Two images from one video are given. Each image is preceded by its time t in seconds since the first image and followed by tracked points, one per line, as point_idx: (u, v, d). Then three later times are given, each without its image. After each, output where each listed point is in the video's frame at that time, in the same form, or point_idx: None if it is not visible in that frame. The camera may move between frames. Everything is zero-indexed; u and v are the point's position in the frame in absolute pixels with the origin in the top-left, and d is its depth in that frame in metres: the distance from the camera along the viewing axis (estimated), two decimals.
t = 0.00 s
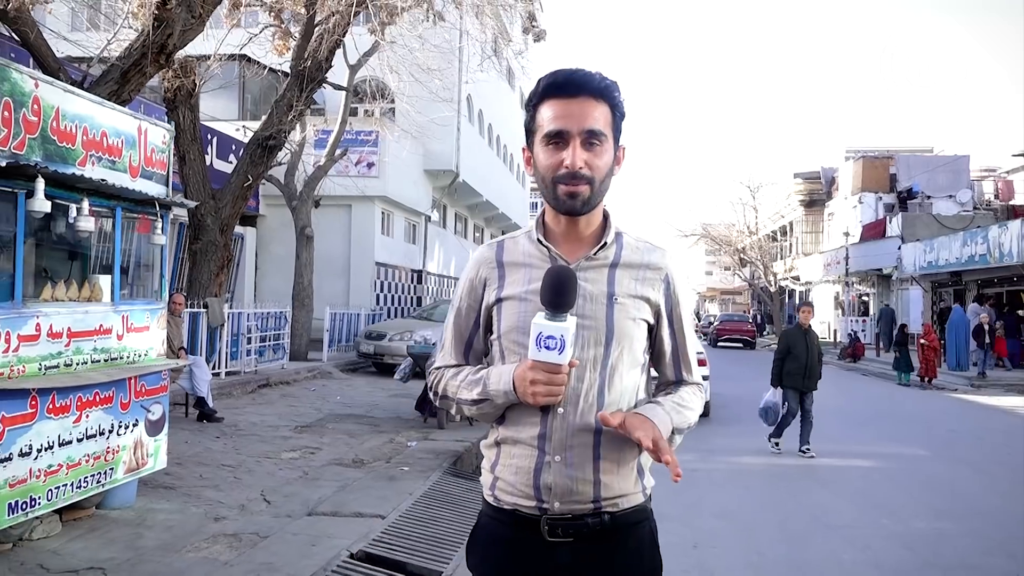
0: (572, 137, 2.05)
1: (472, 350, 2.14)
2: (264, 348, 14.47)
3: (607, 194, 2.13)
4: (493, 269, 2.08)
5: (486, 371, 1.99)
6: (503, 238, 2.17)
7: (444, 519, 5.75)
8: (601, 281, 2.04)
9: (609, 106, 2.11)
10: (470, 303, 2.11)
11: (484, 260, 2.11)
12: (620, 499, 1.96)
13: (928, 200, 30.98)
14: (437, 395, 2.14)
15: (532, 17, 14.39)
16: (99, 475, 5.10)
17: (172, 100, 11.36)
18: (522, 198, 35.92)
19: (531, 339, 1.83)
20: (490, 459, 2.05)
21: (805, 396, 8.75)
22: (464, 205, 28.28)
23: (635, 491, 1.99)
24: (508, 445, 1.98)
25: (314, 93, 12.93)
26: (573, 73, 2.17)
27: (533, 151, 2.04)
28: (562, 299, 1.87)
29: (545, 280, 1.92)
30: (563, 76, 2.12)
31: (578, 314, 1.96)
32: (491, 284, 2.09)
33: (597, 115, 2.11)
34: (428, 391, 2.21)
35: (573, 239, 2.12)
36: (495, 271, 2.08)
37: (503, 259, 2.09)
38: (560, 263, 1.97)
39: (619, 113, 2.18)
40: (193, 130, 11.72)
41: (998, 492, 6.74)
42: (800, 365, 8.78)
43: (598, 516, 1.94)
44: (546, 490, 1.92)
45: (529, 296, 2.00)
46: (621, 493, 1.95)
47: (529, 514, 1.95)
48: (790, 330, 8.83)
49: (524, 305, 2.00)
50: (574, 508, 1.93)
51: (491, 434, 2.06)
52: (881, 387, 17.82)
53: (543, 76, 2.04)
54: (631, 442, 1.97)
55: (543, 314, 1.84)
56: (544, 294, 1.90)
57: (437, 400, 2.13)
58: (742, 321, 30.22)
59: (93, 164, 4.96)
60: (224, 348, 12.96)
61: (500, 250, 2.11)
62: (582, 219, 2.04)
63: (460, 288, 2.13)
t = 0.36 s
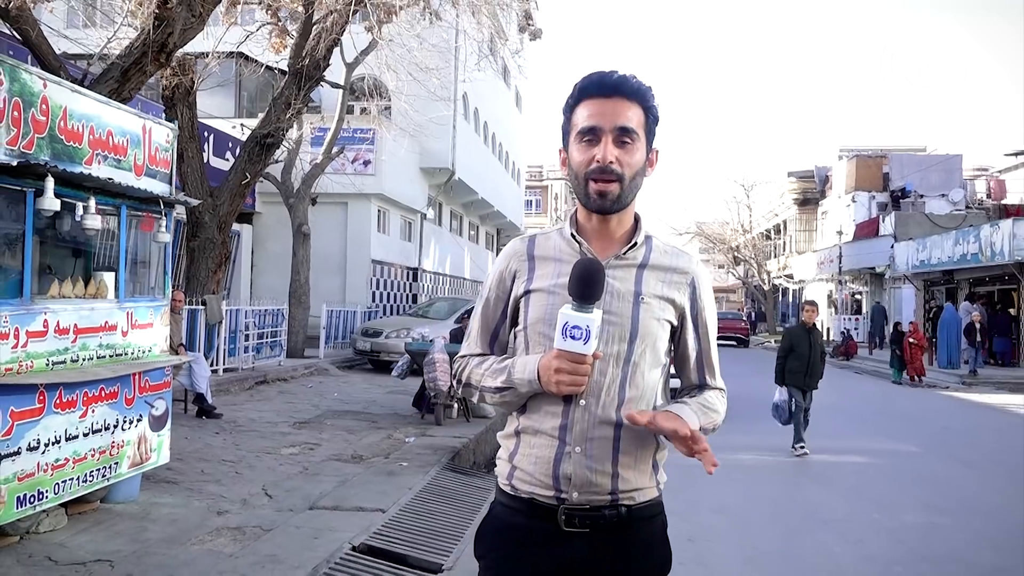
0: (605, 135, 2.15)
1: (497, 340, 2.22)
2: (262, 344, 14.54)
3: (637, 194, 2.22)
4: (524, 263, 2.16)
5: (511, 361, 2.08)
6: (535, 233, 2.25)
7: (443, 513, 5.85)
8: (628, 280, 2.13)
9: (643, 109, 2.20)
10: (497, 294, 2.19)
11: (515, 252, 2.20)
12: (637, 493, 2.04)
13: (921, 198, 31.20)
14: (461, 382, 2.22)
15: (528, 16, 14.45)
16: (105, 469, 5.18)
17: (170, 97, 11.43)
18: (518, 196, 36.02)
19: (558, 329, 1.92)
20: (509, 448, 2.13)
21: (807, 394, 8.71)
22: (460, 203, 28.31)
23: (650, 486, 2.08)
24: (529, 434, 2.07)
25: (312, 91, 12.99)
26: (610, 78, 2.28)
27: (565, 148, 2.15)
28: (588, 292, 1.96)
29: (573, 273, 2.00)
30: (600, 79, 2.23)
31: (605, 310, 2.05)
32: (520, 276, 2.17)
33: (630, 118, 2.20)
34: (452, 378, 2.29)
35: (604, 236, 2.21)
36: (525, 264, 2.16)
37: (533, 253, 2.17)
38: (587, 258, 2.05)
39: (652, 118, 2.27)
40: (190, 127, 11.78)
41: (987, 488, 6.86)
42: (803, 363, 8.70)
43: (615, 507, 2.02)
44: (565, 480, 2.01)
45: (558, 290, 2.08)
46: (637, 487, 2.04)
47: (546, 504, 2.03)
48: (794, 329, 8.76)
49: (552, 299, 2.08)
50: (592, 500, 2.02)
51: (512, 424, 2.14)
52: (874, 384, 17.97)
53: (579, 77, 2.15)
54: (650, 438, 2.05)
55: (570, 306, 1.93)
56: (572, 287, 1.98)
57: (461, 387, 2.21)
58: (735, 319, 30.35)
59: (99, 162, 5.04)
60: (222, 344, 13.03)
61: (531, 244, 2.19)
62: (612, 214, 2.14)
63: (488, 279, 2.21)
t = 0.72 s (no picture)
0: (611, 142, 2.22)
1: (504, 340, 2.26)
2: (257, 343, 14.58)
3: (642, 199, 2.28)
4: (532, 265, 2.22)
5: (519, 359, 2.13)
6: (542, 237, 2.31)
7: (439, 510, 5.92)
8: (634, 283, 2.20)
9: (646, 118, 2.26)
10: (505, 294, 2.24)
11: (523, 254, 2.25)
12: (641, 487, 2.11)
13: (912, 197, 31.40)
14: (467, 381, 2.27)
15: (522, 16, 14.49)
16: (105, 466, 5.24)
17: (165, 96, 11.45)
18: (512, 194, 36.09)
19: (568, 327, 1.98)
20: (516, 445, 2.18)
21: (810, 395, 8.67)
22: (453, 202, 28.33)
23: (653, 481, 2.15)
24: (537, 431, 2.12)
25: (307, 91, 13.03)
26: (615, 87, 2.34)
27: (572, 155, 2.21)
28: (598, 290, 2.02)
29: (582, 273, 2.06)
30: (605, 89, 2.29)
31: (612, 311, 2.12)
32: (528, 278, 2.23)
33: (634, 126, 2.26)
34: (457, 377, 2.34)
35: (610, 240, 2.27)
36: (533, 266, 2.22)
37: (542, 255, 2.23)
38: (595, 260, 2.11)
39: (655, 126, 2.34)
40: (185, 127, 11.82)
41: (975, 484, 6.97)
42: (805, 364, 8.65)
43: (621, 502, 2.09)
44: (574, 475, 2.07)
45: (567, 290, 2.14)
46: (642, 482, 2.11)
47: (554, 499, 2.09)
48: (795, 329, 8.68)
49: (561, 299, 2.14)
50: (599, 495, 2.08)
51: (519, 421, 2.19)
52: (866, 382, 18.10)
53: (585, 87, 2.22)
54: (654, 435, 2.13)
55: (581, 304, 1.99)
56: (581, 286, 2.05)
57: (467, 385, 2.25)
58: (729, 317, 30.45)
59: (99, 163, 5.09)
60: (217, 343, 13.08)
61: (539, 247, 2.25)
62: (618, 219, 2.20)
63: (496, 279, 2.26)
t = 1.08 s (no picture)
0: (610, 149, 2.30)
1: (501, 339, 2.32)
2: (259, 343, 14.68)
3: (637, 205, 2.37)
4: (530, 267, 2.29)
5: (518, 358, 2.19)
6: (539, 240, 2.38)
7: (439, 507, 6.01)
8: (629, 285, 2.29)
9: (643, 128, 2.35)
10: (503, 294, 2.30)
11: (522, 257, 2.32)
12: (635, 483, 2.20)
13: (913, 200, 31.45)
14: (464, 380, 2.32)
15: (524, 18, 14.55)
16: (111, 463, 5.33)
17: (169, 98, 11.56)
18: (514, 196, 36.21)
19: (569, 326, 2.05)
20: (513, 442, 2.24)
21: (814, 396, 8.63)
22: (455, 203, 28.43)
23: (646, 477, 2.24)
24: (535, 428, 2.19)
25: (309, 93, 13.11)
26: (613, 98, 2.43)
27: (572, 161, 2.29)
28: (598, 290, 2.10)
29: (583, 273, 2.14)
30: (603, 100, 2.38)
31: (610, 311, 2.20)
32: (527, 279, 2.30)
33: (631, 135, 2.35)
34: (453, 376, 2.39)
35: (607, 244, 2.35)
36: (532, 268, 2.29)
37: (540, 258, 2.30)
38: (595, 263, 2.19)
39: (650, 137, 2.43)
40: (188, 128, 11.93)
41: (969, 484, 7.05)
42: (807, 366, 8.71)
43: (615, 497, 2.17)
44: (572, 470, 2.14)
45: (565, 291, 2.22)
46: (636, 478, 2.20)
47: (552, 494, 2.16)
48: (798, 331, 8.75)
49: (559, 300, 2.22)
50: (595, 489, 2.16)
51: (516, 419, 2.26)
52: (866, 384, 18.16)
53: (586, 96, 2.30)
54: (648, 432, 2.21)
55: (582, 304, 2.07)
56: (582, 286, 2.13)
57: (464, 384, 2.31)
58: (729, 319, 30.52)
59: (107, 165, 5.19)
60: (220, 342, 13.19)
61: (537, 250, 2.32)
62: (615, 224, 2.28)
63: (494, 281, 2.33)
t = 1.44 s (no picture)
0: (598, 148, 2.38)
1: (495, 334, 2.40)
2: (267, 340, 14.83)
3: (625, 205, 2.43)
4: (523, 264, 2.38)
5: (511, 352, 2.27)
6: (532, 238, 2.47)
7: (443, 501, 6.11)
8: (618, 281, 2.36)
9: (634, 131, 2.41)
10: (497, 291, 2.39)
11: (514, 255, 2.41)
12: (625, 472, 2.26)
13: (920, 198, 31.39)
14: (461, 374, 2.40)
15: (530, 17, 14.60)
16: (123, 456, 5.44)
17: (178, 97, 11.66)
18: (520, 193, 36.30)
19: (559, 321, 2.13)
20: (507, 434, 2.30)
21: (828, 397, 8.43)
22: (462, 201, 28.53)
23: (637, 466, 2.30)
24: (528, 420, 2.26)
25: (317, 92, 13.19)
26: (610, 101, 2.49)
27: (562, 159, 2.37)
28: (586, 285, 2.18)
29: (573, 270, 2.22)
30: (598, 101, 2.45)
31: (598, 306, 2.27)
32: (519, 276, 2.38)
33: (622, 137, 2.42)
34: (450, 371, 2.47)
35: (595, 241, 2.43)
36: (524, 265, 2.38)
37: (532, 256, 2.39)
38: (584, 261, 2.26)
39: (643, 140, 2.49)
40: (196, 127, 12.01)
41: (968, 480, 7.13)
42: (823, 366, 8.48)
43: (606, 486, 2.23)
44: (564, 461, 2.20)
45: (556, 288, 2.30)
46: (626, 468, 2.26)
47: (545, 484, 2.22)
48: (814, 329, 8.50)
49: (551, 296, 2.30)
50: (586, 479, 2.22)
51: (510, 411, 2.32)
52: (872, 382, 18.18)
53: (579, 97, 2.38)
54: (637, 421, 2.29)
55: (570, 300, 2.15)
56: (571, 282, 2.20)
57: (460, 377, 2.40)
58: (736, 317, 30.54)
59: (119, 164, 5.29)
60: (228, 339, 13.35)
61: (530, 248, 2.41)
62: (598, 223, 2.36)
63: (489, 278, 2.41)
